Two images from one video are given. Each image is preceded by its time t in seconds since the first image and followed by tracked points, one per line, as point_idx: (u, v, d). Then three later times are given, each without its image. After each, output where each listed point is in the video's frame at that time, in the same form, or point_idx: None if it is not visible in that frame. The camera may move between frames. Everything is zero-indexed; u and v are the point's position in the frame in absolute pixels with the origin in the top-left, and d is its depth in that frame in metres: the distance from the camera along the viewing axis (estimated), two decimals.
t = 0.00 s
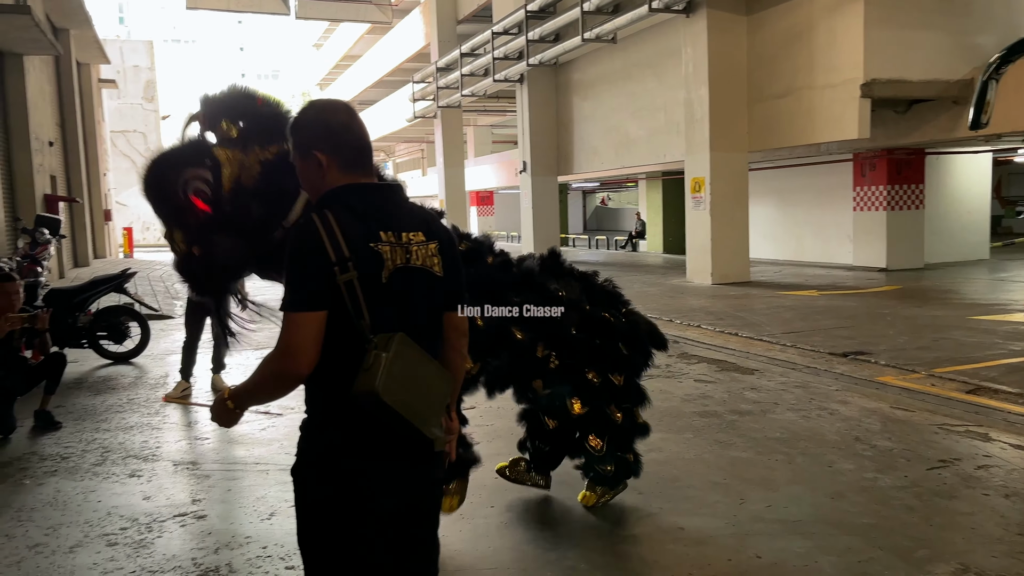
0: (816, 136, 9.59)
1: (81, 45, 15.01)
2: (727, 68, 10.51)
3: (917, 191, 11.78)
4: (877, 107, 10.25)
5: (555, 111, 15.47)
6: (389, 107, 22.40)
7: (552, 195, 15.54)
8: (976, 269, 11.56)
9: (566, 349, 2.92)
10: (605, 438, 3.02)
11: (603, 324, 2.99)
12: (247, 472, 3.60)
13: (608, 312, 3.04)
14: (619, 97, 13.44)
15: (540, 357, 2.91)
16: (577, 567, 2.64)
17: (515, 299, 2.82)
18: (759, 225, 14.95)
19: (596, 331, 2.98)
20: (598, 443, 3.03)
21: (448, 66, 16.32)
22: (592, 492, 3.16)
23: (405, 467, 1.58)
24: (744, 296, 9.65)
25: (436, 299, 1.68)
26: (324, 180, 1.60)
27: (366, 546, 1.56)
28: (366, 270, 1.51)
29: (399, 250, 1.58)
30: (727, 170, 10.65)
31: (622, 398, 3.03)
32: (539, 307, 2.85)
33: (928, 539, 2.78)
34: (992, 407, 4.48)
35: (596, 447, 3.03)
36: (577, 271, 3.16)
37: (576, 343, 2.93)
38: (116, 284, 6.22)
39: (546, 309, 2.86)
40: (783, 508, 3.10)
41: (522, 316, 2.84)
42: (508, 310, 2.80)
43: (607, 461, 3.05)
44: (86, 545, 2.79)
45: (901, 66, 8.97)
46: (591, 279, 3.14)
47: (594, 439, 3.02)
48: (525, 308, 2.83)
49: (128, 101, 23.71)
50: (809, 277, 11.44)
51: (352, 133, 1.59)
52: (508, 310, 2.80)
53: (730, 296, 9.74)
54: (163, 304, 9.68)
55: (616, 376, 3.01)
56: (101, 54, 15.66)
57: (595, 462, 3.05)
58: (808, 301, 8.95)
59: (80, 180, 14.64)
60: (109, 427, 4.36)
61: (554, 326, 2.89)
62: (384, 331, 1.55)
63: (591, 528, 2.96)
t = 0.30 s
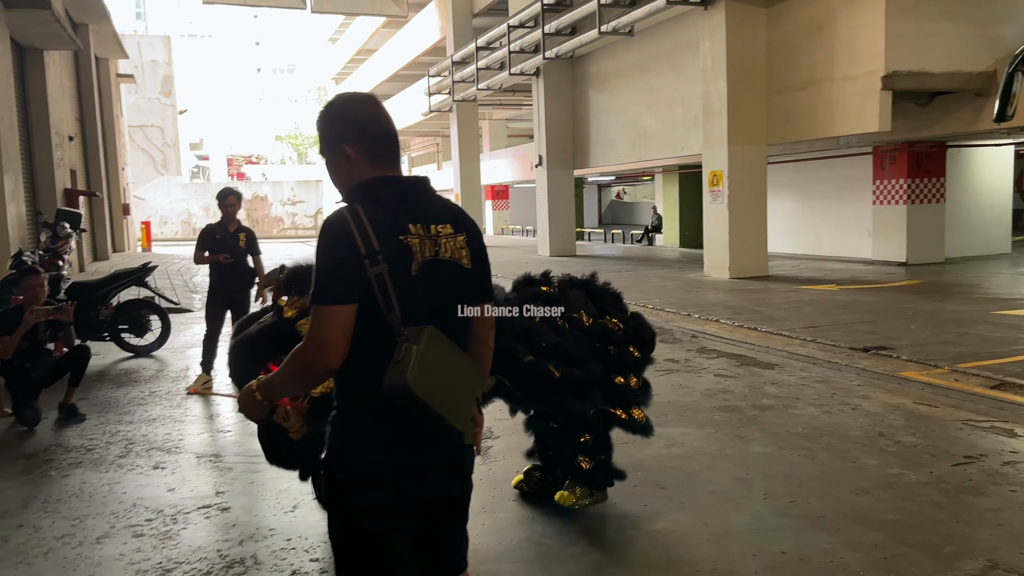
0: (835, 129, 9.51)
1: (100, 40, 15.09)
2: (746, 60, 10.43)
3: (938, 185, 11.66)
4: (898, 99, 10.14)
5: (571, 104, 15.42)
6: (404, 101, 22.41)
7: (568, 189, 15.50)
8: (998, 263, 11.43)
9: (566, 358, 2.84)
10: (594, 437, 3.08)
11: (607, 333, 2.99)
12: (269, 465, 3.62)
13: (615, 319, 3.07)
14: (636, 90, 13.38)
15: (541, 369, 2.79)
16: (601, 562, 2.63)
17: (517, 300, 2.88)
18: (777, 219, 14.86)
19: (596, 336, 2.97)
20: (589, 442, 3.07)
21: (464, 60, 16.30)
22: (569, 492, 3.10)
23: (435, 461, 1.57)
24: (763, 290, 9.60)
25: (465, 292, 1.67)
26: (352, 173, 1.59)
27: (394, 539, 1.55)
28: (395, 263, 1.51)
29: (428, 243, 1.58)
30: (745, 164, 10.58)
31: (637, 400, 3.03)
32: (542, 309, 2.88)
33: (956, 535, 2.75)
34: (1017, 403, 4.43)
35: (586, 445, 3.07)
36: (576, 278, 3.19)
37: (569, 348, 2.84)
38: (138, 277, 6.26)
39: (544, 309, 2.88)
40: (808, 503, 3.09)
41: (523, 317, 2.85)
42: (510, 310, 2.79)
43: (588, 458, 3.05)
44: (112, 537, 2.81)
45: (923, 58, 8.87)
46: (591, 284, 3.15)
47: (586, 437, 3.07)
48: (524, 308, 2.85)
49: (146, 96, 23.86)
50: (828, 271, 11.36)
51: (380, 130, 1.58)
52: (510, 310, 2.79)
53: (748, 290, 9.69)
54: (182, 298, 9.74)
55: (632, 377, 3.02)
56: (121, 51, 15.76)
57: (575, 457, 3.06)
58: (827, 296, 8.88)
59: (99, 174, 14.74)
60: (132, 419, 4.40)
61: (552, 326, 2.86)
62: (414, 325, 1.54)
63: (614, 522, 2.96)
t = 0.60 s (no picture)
0: (856, 120, 9.41)
1: (117, 34, 15.16)
2: (766, 51, 10.34)
3: (959, 176, 11.53)
4: (920, 89, 10.03)
5: (588, 96, 15.36)
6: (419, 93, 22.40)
7: (584, 182, 15.46)
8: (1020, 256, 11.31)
9: (586, 376, 2.88)
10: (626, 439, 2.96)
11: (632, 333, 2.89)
12: (293, 457, 3.63)
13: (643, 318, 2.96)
14: (653, 82, 13.30)
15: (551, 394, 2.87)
16: (629, 555, 2.63)
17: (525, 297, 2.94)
18: (795, 211, 14.75)
19: (619, 338, 2.87)
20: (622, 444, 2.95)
21: (479, 52, 16.26)
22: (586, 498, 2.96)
23: (473, 453, 1.56)
24: (782, 283, 9.54)
25: (502, 284, 1.66)
26: (389, 165, 1.58)
27: (432, 533, 1.54)
28: (435, 254, 1.50)
29: (466, 234, 1.57)
30: (764, 155, 10.50)
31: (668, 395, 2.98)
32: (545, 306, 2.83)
33: (988, 529, 2.72)
34: None
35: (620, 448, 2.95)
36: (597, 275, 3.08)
37: (590, 366, 2.86)
38: (159, 270, 6.28)
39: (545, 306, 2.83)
40: (836, 497, 3.06)
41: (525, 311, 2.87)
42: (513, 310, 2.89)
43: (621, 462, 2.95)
44: (141, 527, 2.82)
45: (946, 48, 8.76)
46: (616, 282, 3.01)
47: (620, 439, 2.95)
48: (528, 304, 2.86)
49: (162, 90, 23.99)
50: (848, 264, 11.27)
51: (415, 119, 1.56)
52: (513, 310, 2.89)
53: (766, 283, 9.63)
54: (201, 290, 9.79)
55: (662, 374, 2.95)
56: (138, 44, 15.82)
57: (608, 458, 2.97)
58: (848, 288, 8.80)
59: (118, 168, 14.83)
60: (156, 411, 4.43)
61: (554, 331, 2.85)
62: (453, 318, 1.53)
63: (641, 516, 2.95)
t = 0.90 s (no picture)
0: (878, 110, 9.31)
1: (135, 27, 15.21)
2: (786, 40, 10.24)
3: (981, 166, 11.41)
4: (943, 78, 9.91)
5: (604, 87, 15.28)
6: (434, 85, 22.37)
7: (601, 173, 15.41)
8: None
9: (601, 363, 2.79)
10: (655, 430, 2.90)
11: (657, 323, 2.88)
12: (320, 448, 3.64)
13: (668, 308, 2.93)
14: (670, 72, 13.21)
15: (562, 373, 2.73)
16: (662, 547, 2.62)
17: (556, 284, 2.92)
18: (813, 202, 14.64)
19: (645, 327, 2.86)
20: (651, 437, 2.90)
21: (495, 43, 16.20)
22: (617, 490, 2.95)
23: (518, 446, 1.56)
24: (802, 275, 9.47)
25: (547, 276, 1.65)
26: (435, 155, 1.57)
27: (477, 527, 1.54)
28: (484, 246, 1.50)
29: (513, 225, 1.56)
30: (783, 146, 10.42)
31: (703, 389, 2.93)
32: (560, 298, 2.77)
33: None
34: None
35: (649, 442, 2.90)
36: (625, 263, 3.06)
37: (609, 354, 2.79)
38: (182, 262, 6.31)
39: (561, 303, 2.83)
40: (868, 489, 3.04)
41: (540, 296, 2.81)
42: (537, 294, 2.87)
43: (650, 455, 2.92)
44: (174, 517, 2.84)
45: (970, 37, 8.65)
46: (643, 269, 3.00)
47: (647, 432, 2.90)
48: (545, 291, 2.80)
49: (178, 82, 24.09)
50: (868, 255, 11.18)
51: (461, 107, 1.55)
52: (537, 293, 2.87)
53: (786, 274, 9.57)
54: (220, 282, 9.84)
55: (693, 365, 2.92)
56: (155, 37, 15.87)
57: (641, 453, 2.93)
58: (869, 280, 8.74)
59: (136, 161, 14.90)
60: (183, 402, 4.45)
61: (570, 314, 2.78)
62: (501, 309, 1.53)
63: (671, 508, 2.95)
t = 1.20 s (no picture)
0: (901, 96, 9.20)
1: (152, 18, 15.25)
2: (806, 26, 10.13)
3: (1005, 153, 11.27)
4: (967, 64, 9.78)
5: (621, 75, 15.19)
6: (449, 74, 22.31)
7: (618, 162, 15.34)
8: None
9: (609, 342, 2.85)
10: (655, 413, 2.86)
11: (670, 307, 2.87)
12: (350, 437, 3.66)
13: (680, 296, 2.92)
14: (689, 59, 13.11)
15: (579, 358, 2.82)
16: (696, 536, 2.62)
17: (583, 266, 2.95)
18: (833, 189, 14.51)
19: (655, 312, 2.85)
20: (647, 419, 2.85)
21: (511, 31, 16.14)
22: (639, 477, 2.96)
23: (563, 437, 1.55)
24: (823, 263, 9.40)
25: (588, 265, 1.64)
26: (475, 143, 1.57)
27: (522, 518, 1.54)
28: (528, 235, 1.49)
29: (555, 214, 1.55)
30: (804, 133, 10.33)
31: (713, 377, 2.89)
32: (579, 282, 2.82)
33: None
34: None
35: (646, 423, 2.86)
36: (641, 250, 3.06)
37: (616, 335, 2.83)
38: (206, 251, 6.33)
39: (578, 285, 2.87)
40: (901, 479, 3.02)
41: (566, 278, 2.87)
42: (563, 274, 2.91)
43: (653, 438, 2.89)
44: (208, 504, 2.86)
45: (995, 22, 8.53)
46: (657, 257, 3.01)
47: (643, 414, 2.85)
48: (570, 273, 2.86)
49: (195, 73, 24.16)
50: (889, 243, 11.08)
51: (502, 94, 1.55)
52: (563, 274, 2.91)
53: (807, 263, 9.50)
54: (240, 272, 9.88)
55: (706, 353, 2.89)
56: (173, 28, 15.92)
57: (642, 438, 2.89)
58: (892, 268, 8.66)
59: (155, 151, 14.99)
60: (210, 390, 4.48)
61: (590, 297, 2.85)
62: (544, 299, 1.51)
63: (703, 497, 2.94)
